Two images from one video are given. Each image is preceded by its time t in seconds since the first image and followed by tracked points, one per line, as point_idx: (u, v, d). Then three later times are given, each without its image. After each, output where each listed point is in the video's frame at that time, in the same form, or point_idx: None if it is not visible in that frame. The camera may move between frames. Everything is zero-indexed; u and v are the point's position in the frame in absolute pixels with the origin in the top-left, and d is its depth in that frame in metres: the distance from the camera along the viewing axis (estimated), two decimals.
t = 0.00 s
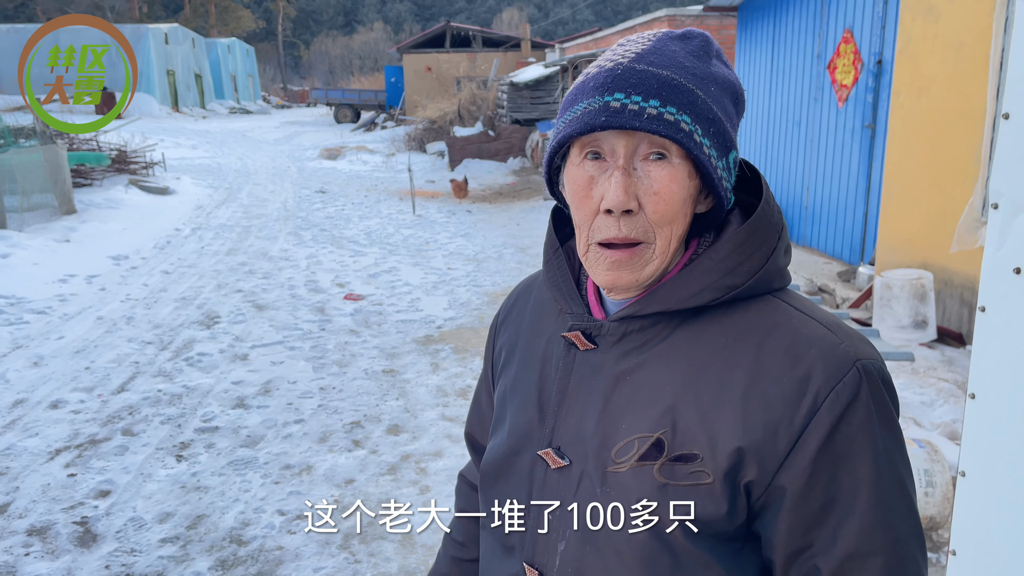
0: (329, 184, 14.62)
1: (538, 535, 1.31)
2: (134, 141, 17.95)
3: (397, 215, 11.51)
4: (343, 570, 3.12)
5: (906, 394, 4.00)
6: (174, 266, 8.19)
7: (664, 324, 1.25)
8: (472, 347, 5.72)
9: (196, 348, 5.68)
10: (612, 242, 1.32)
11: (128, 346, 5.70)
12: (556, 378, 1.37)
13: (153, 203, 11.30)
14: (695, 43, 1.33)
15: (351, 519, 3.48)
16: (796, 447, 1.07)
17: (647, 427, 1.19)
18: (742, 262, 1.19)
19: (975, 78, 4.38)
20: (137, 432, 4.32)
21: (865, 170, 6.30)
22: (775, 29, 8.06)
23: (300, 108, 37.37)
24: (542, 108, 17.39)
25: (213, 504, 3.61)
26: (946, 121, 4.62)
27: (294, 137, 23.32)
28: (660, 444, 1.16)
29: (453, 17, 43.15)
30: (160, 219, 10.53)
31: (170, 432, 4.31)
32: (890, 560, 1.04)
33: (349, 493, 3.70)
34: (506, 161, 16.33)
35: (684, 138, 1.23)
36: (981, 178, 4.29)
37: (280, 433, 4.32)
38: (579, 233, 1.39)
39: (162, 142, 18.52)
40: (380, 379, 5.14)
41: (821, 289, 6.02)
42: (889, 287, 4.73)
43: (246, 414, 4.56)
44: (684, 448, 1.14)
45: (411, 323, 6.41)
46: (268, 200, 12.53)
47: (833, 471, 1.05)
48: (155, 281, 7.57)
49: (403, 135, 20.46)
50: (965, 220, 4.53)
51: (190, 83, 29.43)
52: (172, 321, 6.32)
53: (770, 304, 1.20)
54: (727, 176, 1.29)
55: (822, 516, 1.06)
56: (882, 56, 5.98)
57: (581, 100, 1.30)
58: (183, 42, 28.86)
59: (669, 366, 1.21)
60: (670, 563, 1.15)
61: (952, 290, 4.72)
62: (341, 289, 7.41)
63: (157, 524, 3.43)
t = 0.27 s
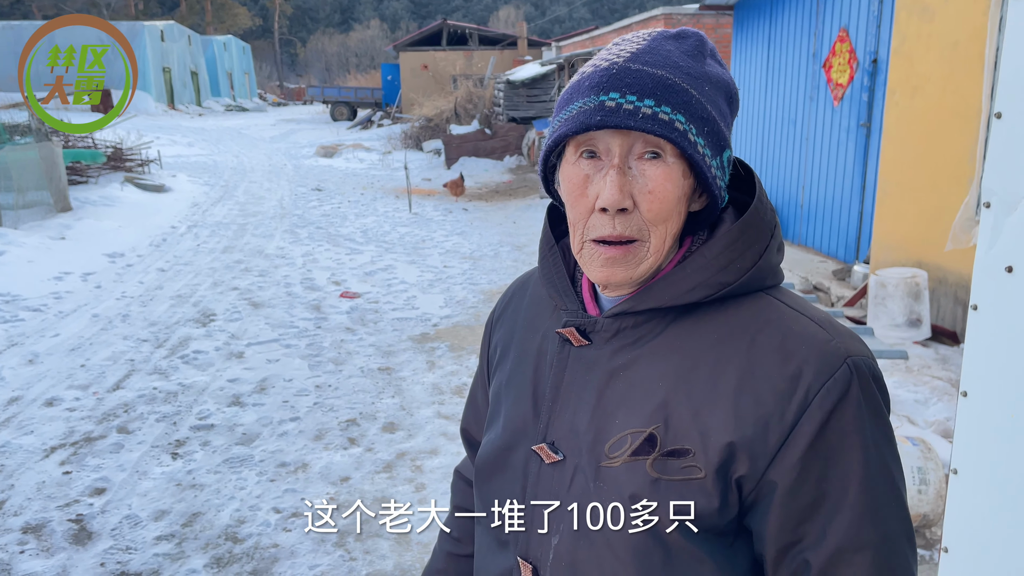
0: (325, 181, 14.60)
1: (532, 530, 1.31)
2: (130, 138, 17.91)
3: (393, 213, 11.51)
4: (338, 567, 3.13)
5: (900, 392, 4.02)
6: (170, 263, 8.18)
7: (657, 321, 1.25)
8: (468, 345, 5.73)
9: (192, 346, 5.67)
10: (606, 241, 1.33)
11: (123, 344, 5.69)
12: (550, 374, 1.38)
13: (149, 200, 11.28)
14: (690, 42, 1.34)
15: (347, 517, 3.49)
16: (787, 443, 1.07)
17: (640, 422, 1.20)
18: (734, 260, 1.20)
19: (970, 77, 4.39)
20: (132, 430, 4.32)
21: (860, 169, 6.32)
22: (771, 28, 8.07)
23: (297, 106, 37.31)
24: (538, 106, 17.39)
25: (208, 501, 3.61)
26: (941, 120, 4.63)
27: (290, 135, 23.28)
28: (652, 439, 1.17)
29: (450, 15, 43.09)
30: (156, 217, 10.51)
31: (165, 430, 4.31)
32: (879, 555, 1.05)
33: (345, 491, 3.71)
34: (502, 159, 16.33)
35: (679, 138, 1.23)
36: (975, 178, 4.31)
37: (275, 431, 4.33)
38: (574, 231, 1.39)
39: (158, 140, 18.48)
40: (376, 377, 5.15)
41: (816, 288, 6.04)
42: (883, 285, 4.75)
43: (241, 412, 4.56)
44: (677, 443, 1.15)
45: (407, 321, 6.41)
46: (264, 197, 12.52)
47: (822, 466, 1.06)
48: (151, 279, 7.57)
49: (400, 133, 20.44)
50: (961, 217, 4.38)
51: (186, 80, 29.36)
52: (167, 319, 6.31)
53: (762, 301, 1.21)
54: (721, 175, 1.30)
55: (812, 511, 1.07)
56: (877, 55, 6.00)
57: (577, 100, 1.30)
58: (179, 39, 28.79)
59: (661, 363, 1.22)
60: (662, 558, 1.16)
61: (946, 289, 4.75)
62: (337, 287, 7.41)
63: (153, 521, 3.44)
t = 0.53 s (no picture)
0: (321, 178, 14.57)
1: (527, 522, 1.31)
2: (124, 134, 17.84)
3: (389, 210, 11.49)
4: (333, 563, 3.13)
5: (895, 388, 4.04)
6: (165, 260, 8.15)
7: (654, 313, 1.26)
8: (464, 341, 5.73)
9: (187, 342, 5.66)
10: (606, 233, 1.33)
11: (118, 340, 5.67)
12: (547, 366, 1.38)
13: (144, 197, 11.24)
14: (688, 35, 1.34)
15: (342, 512, 3.49)
16: (783, 433, 1.08)
17: (637, 414, 1.20)
18: (731, 252, 1.20)
19: (965, 73, 4.40)
20: (127, 426, 4.31)
21: (855, 166, 6.33)
22: (767, 25, 8.07)
23: (292, 102, 37.21)
24: (534, 103, 17.36)
25: (203, 497, 3.60)
26: (936, 117, 4.65)
27: (286, 131, 23.22)
28: (649, 430, 1.17)
29: (446, 12, 43.02)
30: (151, 213, 10.47)
31: (160, 426, 4.30)
32: (874, 546, 1.06)
33: (341, 487, 3.70)
34: (498, 156, 16.32)
35: (677, 130, 1.23)
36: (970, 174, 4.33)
37: (270, 427, 4.32)
38: (572, 224, 1.39)
39: (153, 136, 18.41)
40: (372, 373, 5.14)
41: (811, 284, 6.05)
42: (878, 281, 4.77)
43: (236, 408, 4.55)
44: (673, 435, 1.15)
45: (403, 317, 6.41)
46: (259, 194, 12.48)
47: (818, 457, 1.06)
48: (146, 275, 7.54)
49: (396, 129, 20.40)
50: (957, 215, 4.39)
51: (181, 76, 29.25)
52: (162, 315, 6.29)
53: (758, 294, 1.21)
54: (719, 168, 1.30)
55: (807, 502, 1.07)
56: (872, 52, 6.01)
57: (575, 93, 1.30)
58: (174, 35, 28.67)
59: (659, 354, 1.22)
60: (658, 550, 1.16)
61: (941, 285, 4.77)
62: (333, 283, 7.40)
63: (147, 517, 3.43)
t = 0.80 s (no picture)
0: (315, 174, 14.52)
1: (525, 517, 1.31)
2: (117, 129, 17.74)
3: (383, 206, 11.46)
4: (328, 559, 3.12)
5: (890, 384, 4.05)
6: (159, 256, 8.12)
7: (652, 307, 1.25)
8: (459, 337, 5.72)
9: (181, 339, 5.64)
10: (603, 227, 1.32)
11: (111, 336, 5.65)
12: (544, 361, 1.37)
13: (137, 192, 11.18)
14: (686, 27, 1.33)
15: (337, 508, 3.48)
16: (782, 427, 1.08)
17: (634, 407, 1.20)
18: (729, 245, 1.20)
19: (960, 70, 4.41)
20: (121, 422, 4.29)
21: (850, 163, 6.34)
22: (761, 22, 8.08)
23: (286, 98, 37.08)
24: (529, 100, 17.41)
25: (198, 494, 3.59)
26: (931, 113, 4.66)
27: (279, 127, 23.13)
28: (647, 424, 1.17)
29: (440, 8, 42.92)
30: (144, 209, 10.42)
31: (154, 422, 4.28)
32: (873, 538, 1.06)
33: (335, 483, 3.70)
34: (492, 152, 16.31)
35: (676, 124, 1.23)
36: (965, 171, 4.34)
37: (265, 423, 4.31)
38: (570, 218, 1.39)
39: (146, 132, 18.31)
40: (366, 369, 5.13)
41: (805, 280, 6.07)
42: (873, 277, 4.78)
43: (231, 404, 4.54)
44: (671, 429, 1.15)
45: (398, 313, 6.40)
46: (253, 190, 12.43)
47: (816, 450, 1.06)
48: (139, 271, 7.51)
49: (390, 125, 20.34)
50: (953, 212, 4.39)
51: (174, 72, 29.10)
52: (156, 311, 6.26)
53: (757, 287, 1.21)
54: (717, 161, 1.30)
55: (806, 495, 1.07)
56: (867, 49, 6.02)
57: (573, 86, 1.29)
58: (167, 31, 28.51)
59: (657, 348, 1.21)
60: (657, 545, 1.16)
61: (935, 282, 4.78)
62: (328, 279, 7.38)
63: (141, 514, 3.42)
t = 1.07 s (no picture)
0: (309, 170, 14.47)
1: (524, 513, 1.31)
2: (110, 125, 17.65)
3: (378, 202, 11.44)
4: (323, 556, 3.12)
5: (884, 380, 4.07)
6: (152, 252, 8.08)
7: (651, 303, 1.25)
8: (454, 334, 5.72)
9: (174, 335, 5.61)
10: (601, 225, 1.32)
11: (105, 333, 5.62)
12: (543, 357, 1.37)
13: (130, 188, 11.13)
14: (685, 23, 1.33)
15: (333, 505, 3.48)
16: (780, 423, 1.08)
17: (633, 404, 1.20)
18: (729, 241, 1.20)
19: (955, 66, 4.42)
20: (115, 419, 4.27)
21: (844, 159, 6.36)
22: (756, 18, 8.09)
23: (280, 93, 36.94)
24: (523, 95, 17.48)
25: (192, 491, 3.58)
26: (925, 109, 4.67)
27: (273, 123, 23.05)
28: (645, 421, 1.17)
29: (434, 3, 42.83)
30: (137, 205, 10.37)
31: (148, 419, 4.26)
32: (870, 535, 1.06)
33: (331, 480, 3.69)
34: (487, 149, 16.30)
35: (674, 121, 1.23)
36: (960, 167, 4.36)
37: (260, 420, 4.30)
38: (569, 216, 1.39)
39: (139, 127, 18.22)
40: (361, 366, 5.12)
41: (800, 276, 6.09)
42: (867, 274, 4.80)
43: (225, 401, 4.53)
44: (670, 425, 1.15)
45: (392, 310, 6.39)
46: (247, 186, 12.39)
47: (815, 447, 1.07)
48: (133, 267, 7.47)
49: (384, 121, 20.30)
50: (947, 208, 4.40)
51: (167, 67, 28.95)
52: (149, 308, 6.24)
53: (756, 283, 1.21)
54: (716, 157, 1.29)
55: (804, 492, 1.08)
56: (862, 45, 6.03)
57: (571, 83, 1.29)
58: (159, 26, 28.35)
59: (656, 344, 1.21)
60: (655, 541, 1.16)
61: (929, 278, 4.81)
62: (322, 275, 7.37)
63: (136, 511, 3.40)
